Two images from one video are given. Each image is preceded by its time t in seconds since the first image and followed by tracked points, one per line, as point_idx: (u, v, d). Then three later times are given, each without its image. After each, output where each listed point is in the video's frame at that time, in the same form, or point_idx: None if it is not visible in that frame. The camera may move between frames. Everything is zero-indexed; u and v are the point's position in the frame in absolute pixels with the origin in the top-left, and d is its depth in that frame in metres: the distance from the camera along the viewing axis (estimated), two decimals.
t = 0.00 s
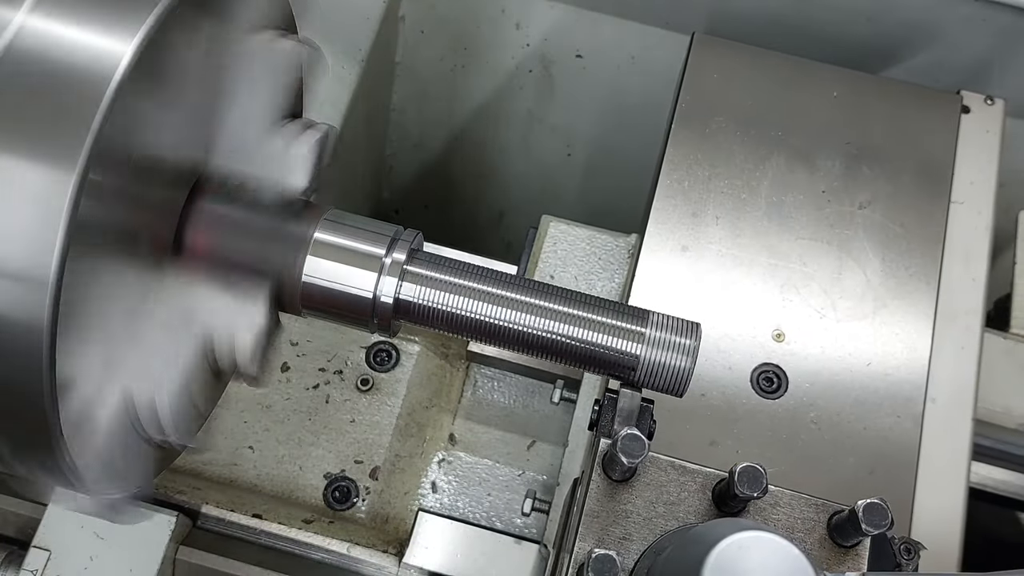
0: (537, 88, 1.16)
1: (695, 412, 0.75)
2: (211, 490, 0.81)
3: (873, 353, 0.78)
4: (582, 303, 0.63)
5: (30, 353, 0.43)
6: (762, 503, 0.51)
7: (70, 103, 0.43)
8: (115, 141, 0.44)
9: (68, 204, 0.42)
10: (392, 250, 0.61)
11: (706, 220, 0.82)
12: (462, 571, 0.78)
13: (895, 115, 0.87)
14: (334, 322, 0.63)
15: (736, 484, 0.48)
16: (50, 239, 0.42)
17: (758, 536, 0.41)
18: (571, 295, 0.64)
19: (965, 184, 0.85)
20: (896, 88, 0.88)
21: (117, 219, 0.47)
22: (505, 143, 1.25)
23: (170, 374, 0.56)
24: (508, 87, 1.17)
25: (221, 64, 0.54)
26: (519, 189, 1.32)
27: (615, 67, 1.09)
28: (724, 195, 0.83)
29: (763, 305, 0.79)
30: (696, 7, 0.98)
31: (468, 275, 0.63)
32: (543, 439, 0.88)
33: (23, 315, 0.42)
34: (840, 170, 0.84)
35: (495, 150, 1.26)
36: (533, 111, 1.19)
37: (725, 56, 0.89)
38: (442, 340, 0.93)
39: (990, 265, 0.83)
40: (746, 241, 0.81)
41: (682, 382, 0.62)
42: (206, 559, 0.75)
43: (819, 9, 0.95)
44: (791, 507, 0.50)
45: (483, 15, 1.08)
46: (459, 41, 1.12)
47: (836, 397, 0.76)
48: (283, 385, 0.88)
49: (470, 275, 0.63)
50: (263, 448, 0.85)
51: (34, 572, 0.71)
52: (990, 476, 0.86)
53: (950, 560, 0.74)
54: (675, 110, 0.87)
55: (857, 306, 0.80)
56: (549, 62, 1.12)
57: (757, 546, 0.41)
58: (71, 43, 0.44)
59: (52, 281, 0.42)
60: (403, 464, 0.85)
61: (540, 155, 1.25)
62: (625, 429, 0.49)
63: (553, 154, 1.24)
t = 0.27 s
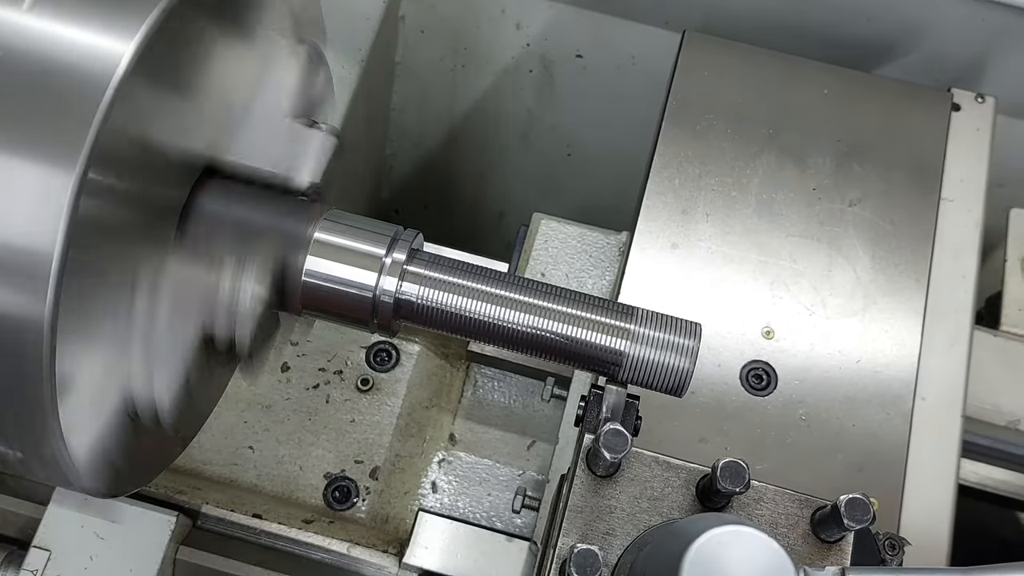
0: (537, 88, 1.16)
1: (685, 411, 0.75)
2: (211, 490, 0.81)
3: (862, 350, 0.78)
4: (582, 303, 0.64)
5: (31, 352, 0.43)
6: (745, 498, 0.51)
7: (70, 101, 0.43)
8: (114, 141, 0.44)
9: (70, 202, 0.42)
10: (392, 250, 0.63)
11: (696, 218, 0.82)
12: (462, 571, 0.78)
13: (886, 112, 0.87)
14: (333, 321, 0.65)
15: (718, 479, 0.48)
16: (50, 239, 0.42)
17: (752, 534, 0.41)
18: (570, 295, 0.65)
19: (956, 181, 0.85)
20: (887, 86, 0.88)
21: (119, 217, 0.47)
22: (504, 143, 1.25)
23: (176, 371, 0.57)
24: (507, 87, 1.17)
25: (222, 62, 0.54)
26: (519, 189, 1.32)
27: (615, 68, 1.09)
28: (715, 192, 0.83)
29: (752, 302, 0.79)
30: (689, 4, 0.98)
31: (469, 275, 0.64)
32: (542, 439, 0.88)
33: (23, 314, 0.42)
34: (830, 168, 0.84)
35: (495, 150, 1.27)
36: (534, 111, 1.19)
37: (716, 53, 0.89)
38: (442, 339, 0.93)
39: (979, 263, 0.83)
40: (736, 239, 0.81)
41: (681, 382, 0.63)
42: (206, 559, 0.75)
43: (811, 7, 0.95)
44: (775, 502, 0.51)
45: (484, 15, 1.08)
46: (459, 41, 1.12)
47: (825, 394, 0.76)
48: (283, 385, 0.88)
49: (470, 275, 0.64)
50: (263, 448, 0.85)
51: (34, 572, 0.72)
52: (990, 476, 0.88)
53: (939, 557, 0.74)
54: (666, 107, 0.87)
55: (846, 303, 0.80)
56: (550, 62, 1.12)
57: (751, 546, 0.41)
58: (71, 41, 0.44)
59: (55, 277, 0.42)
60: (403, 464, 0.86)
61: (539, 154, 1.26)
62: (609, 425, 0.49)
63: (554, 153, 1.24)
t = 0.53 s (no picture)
0: (538, 88, 1.16)
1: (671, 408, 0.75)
2: (212, 490, 0.80)
3: (850, 347, 0.78)
4: (583, 303, 0.65)
5: (31, 348, 0.45)
6: (727, 493, 0.51)
7: (69, 109, 0.45)
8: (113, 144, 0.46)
9: (69, 204, 0.44)
10: (393, 250, 0.65)
11: (685, 215, 0.82)
12: (461, 571, 0.77)
13: (876, 109, 0.87)
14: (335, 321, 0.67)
15: (698, 473, 0.48)
16: (50, 237, 0.44)
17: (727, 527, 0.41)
18: (572, 295, 0.66)
19: (945, 179, 0.85)
20: (878, 83, 0.89)
21: (122, 218, 0.49)
22: (504, 143, 1.25)
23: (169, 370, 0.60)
24: (507, 87, 1.17)
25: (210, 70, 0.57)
26: (519, 189, 1.32)
27: (615, 68, 1.10)
28: (703, 189, 0.83)
29: (741, 299, 0.79)
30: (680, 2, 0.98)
31: (471, 275, 0.65)
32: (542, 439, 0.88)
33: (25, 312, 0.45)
34: (819, 165, 0.84)
35: (495, 150, 1.27)
36: (533, 111, 1.19)
37: (706, 51, 0.89)
38: (443, 339, 0.92)
39: (968, 260, 0.83)
40: (725, 236, 0.82)
41: (681, 382, 0.64)
42: (207, 559, 0.75)
43: (801, 4, 0.95)
44: (756, 497, 0.51)
45: (483, 15, 1.08)
46: (459, 41, 1.12)
47: (813, 391, 0.77)
48: (283, 385, 0.87)
49: (472, 275, 0.65)
50: (263, 448, 0.84)
51: (34, 571, 0.72)
52: (990, 475, 0.87)
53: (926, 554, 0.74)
54: (656, 105, 0.87)
55: (835, 300, 0.80)
56: (549, 62, 1.12)
57: (727, 539, 0.41)
58: (72, 52, 0.47)
59: (55, 275, 0.44)
60: (403, 464, 0.85)
61: (540, 154, 1.25)
62: (590, 419, 0.49)
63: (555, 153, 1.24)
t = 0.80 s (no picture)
0: (538, 88, 1.16)
1: (659, 406, 0.75)
2: (212, 489, 0.79)
3: (836, 343, 0.78)
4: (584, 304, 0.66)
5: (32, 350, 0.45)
6: (707, 487, 0.51)
7: (74, 105, 0.44)
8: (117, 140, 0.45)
9: (68, 204, 0.43)
10: (392, 250, 0.67)
11: (672, 212, 0.82)
12: (462, 571, 0.76)
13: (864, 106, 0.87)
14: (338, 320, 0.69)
15: (677, 467, 0.48)
16: (50, 237, 0.43)
17: (706, 522, 0.41)
18: (573, 296, 0.67)
19: (933, 176, 0.85)
20: (866, 80, 0.89)
21: (122, 217, 0.48)
22: (503, 143, 1.25)
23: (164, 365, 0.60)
24: (507, 87, 1.17)
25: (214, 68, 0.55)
26: (519, 187, 1.32)
27: (615, 68, 1.10)
28: (691, 186, 0.83)
29: (727, 295, 0.79)
30: None
31: (473, 275, 0.67)
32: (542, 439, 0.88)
33: (23, 312, 0.44)
34: (806, 161, 0.84)
35: (495, 150, 1.27)
36: (533, 111, 1.19)
37: (694, 48, 0.89)
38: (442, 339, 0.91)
39: (955, 257, 0.83)
40: (712, 233, 0.82)
41: (680, 381, 0.65)
42: (206, 559, 0.73)
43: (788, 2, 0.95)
44: (736, 491, 0.51)
45: (484, 15, 1.08)
46: (459, 41, 1.12)
47: (800, 387, 0.77)
48: (283, 385, 0.86)
49: (473, 275, 0.67)
50: (263, 449, 0.82)
51: (34, 571, 0.71)
52: (991, 475, 0.86)
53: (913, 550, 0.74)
54: (644, 102, 0.87)
55: (821, 296, 0.80)
56: (549, 62, 1.12)
57: (706, 535, 0.41)
58: (74, 49, 0.46)
59: (55, 277, 0.44)
60: (404, 464, 0.84)
61: (540, 154, 1.26)
62: (569, 413, 0.49)
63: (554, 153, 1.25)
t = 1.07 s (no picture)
0: (536, 90, 1.17)
1: (642, 399, 0.75)
2: (212, 489, 0.77)
3: (821, 340, 0.78)
4: (587, 305, 0.63)
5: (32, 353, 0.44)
6: (684, 481, 0.51)
7: (73, 104, 0.44)
8: (115, 139, 0.45)
9: (69, 206, 0.43)
10: (393, 250, 0.62)
11: (659, 208, 0.82)
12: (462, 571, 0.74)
13: (852, 102, 0.87)
14: (332, 321, 0.64)
15: (654, 461, 0.48)
16: (50, 238, 0.43)
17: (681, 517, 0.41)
18: (574, 296, 0.64)
19: (919, 172, 0.85)
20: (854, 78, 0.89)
21: (122, 216, 0.47)
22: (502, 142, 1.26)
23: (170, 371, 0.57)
24: (507, 87, 1.17)
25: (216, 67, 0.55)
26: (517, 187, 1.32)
27: (614, 69, 1.10)
28: (678, 183, 0.83)
29: (713, 291, 0.80)
30: None
31: (471, 276, 0.63)
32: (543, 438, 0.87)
33: (23, 314, 0.43)
34: (793, 158, 0.85)
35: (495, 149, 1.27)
36: (533, 111, 1.20)
37: (682, 45, 0.89)
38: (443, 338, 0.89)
39: (943, 253, 0.83)
40: (699, 229, 0.82)
41: (681, 382, 0.64)
42: (206, 559, 0.72)
43: None
44: (713, 485, 0.51)
45: (484, 15, 1.09)
46: (461, 41, 1.13)
47: (785, 383, 0.77)
48: (282, 384, 0.83)
49: (471, 276, 0.63)
50: (263, 449, 0.81)
51: (34, 572, 0.69)
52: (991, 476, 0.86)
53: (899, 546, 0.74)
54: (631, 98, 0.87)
55: (806, 293, 0.80)
56: (549, 63, 1.13)
57: (683, 530, 0.41)
58: (73, 50, 0.45)
59: (56, 277, 0.43)
60: (405, 464, 0.82)
61: (541, 154, 1.26)
62: (547, 406, 0.49)
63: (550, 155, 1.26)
